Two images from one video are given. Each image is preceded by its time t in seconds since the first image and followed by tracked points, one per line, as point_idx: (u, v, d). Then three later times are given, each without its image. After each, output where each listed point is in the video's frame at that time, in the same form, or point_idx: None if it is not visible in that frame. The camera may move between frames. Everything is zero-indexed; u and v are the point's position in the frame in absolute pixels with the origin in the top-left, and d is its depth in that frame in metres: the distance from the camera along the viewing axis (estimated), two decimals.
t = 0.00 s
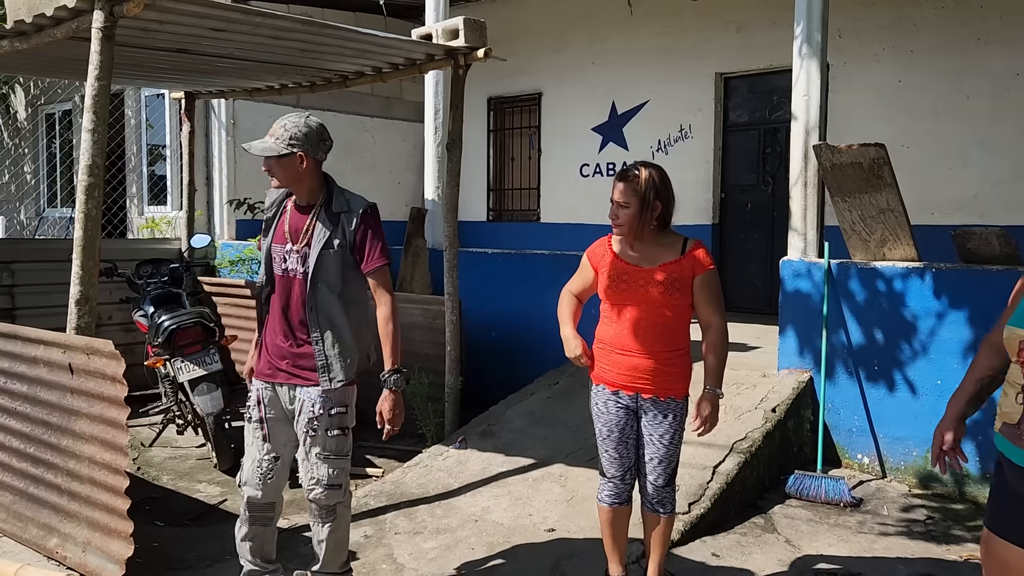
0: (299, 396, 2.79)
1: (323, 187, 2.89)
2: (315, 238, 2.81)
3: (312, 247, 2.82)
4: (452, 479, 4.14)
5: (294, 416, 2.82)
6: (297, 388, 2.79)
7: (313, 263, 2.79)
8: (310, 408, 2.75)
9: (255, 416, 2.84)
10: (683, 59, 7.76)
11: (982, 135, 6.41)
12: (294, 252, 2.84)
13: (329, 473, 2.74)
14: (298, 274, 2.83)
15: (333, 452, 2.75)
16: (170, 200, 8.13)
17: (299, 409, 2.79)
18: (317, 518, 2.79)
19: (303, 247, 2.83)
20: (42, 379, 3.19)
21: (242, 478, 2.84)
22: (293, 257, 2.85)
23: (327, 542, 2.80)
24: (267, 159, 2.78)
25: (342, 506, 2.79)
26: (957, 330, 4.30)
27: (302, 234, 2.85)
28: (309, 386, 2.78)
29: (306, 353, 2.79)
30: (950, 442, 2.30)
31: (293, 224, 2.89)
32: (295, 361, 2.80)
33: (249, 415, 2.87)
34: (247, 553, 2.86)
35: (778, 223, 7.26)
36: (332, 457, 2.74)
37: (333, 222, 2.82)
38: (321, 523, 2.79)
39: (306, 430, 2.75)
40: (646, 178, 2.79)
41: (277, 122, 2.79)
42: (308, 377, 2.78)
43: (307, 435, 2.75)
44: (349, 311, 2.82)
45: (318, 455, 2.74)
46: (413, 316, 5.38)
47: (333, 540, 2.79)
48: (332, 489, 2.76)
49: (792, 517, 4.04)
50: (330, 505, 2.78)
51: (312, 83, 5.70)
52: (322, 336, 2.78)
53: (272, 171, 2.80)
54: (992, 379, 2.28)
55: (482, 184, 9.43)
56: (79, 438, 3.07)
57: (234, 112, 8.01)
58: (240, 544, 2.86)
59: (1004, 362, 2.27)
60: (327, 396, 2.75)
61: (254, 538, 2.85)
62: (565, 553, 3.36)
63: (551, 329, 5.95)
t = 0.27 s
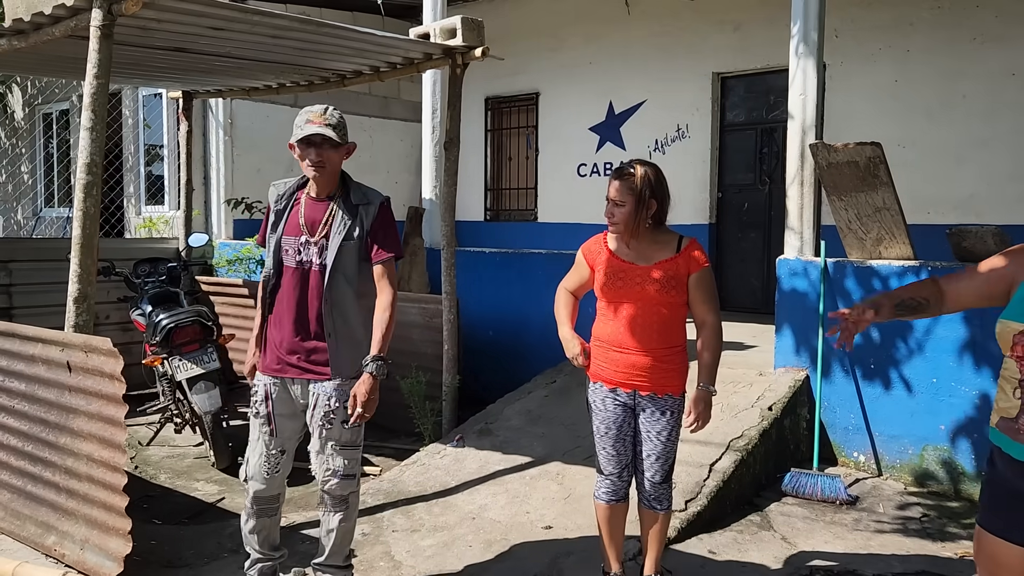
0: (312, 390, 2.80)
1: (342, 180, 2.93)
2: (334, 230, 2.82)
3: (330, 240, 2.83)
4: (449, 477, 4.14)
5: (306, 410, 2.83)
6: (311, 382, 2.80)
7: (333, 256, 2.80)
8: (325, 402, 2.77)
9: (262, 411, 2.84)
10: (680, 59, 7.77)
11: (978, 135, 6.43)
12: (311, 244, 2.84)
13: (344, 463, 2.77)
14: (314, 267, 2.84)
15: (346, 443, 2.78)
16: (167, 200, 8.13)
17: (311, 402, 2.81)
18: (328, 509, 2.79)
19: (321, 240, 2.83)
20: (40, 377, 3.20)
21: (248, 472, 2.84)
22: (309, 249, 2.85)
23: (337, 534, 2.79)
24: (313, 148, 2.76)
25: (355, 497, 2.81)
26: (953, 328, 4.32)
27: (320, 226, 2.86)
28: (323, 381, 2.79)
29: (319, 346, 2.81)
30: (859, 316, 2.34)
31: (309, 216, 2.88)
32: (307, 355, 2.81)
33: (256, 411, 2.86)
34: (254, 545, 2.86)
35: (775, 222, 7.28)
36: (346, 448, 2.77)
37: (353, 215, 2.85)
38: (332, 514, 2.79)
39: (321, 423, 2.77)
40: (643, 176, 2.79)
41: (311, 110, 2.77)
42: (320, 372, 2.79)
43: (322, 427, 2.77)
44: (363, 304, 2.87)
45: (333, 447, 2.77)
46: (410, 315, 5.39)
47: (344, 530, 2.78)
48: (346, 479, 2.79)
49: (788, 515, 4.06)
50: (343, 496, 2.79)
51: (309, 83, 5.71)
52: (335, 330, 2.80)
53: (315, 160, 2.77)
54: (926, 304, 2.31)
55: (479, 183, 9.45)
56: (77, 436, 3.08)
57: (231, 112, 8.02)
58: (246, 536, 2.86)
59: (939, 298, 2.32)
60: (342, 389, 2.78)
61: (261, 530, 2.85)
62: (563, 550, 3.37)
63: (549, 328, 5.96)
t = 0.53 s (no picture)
0: (313, 389, 2.82)
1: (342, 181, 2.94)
2: (338, 228, 2.84)
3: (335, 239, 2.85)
4: (445, 475, 4.16)
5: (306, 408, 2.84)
6: (312, 381, 2.82)
7: (338, 255, 2.82)
8: (327, 400, 2.80)
9: (260, 410, 2.83)
10: (676, 58, 7.79)
11: (972, 134, 6.46)
12: (315, 243, 2.84)
13: (345, 460, 2.80)
14: (318, 266, 2.84)
15: (347, 440, 2.81)
16: (162, 199, 8.13)
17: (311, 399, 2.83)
18: (328, 505, 2.81)
19: (325, 238, 2.84)
20: (36, 375, 3.20)
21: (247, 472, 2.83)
22: (313, 247, 2.85)
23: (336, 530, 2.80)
24: (335, 147, 2.77)
25: (354, 494, 2.84)
26: (946, 326, 4.34)
27: (323, 224, 2.86)
28: (324, 379, 2.82)
29: (322, 346, 2.84)
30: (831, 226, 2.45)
31: (313, 215, 2.86)
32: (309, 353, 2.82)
33: (253, 411, 2.85)
34: (256, 541, 2.85)
35: (770, 221, 7.31)
36: (346, 445, 2.80)
37: (359, 214, 2.87)
38: (331, 510, 2.80)
39: (322, 420, 2.79)
40: (638, 174, 2.81)
41: (326, 112, 2.81)
42: (321, 370, 2.82)
43: (324, 424, 2.80)
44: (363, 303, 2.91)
45: (335, 443, 2.79)
46: (405, 314, 5.40)
47: (345, 526, 2.80)
48: (347, 476, 2.81)
49: (782, 512, 4.08)
50: (343, 493, 2.82)
51: (305, 82, 5.72)
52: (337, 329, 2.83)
53: (334, 159, 2.78)
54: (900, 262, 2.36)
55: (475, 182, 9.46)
56: (72, 434, 3.08)
57: (227, 111, 8.02)
58: (248, 533, 2.85)
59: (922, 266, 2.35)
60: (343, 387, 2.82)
61: (263, 528, 2.85)
62: (558, 547, 3.38)
63: (544, 327, 5.98)
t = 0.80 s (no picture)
0: (301, 390, 2.83)
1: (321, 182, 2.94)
2: (318, 225, 2.84)
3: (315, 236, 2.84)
4: (439, 474, 4.16)
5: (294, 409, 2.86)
6: (299, 382, 2.82)
7: (318, 251, 2.82)
8: (313, 399, 2.81)
9: (247, 415, 2.82)
10: (670, 58, 7.81)
11: (963, 134, 6.49)
12: (295, 240, 2.84)
13: (335, 457, 2.82)
14: (299, 264, 2.83)
15: (335, 437, 2.82)
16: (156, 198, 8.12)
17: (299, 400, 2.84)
18: (320, 501, 2.84)
19: (306, 236, 2.84)
20: (29, 374, 3.20)
21: (238, 476, 2.85)
22: (293, 245, 2.84)
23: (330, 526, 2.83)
24: (315, 145, 2.79)
25: (346, 489, 2.86)
26: (937, 325, 4.36)
27: (303, 222, 2.86)
28: (311, 379, 2.81)
29: (306, 345, 2.82)
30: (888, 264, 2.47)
31: (292, 213, 2.87)
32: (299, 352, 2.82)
33: (240, 415, 2.84)
34: (248, 547, 2.87)
35: (763, 221, 7.33)
36: (336, 442, 2.82)
37: (338, 212, 2.87)
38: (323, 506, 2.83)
39: (311, 420, 2.81)
40: (633, 171, 2.82)
41: (307, 112, 2.84)
42: (309, 369, 2.82)
43: (312, 423, 2.81)
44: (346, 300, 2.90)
45: (324, 441, 2.82)
46: (400, 313, 5.40)
47: (338, 520, 2.83)
48: (337, 472, 2.83)
49: (774, 510, 4.10)
50: (334, 489, 2.83)
51: (299, 81, 5.71)
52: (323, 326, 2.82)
53: (314, 157, 2.80)
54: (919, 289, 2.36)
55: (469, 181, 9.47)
56: (66, 433, 3.08)
57: (220, 110, 8.01)
58: (240, 540, 2.87)
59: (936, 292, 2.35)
60: (329, 385, 2.82)
61: (255, 532, 2.86)
62: (551, 545, 3.39)
63: (538, 326, 5.99)
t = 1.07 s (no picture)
0: (279, 390, 2.81)
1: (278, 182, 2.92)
2: (285, 223, 2.83)
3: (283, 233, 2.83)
4: (431, 472, 4.16)
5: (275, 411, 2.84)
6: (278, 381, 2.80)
7: (288, 249, 2.81)
8: (295, 398, 2.81)
9: (231, 418, 2.80)
10: (662, 57, 7.83)
11: (954, 134, 6.52)
12: (265, 240, 2.81)
13: (319, 457, 2.83)
14: (271, 262, 2.82)
15: (318, 437, 2.84)
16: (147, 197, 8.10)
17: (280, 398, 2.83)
18: (303, 503, 2.84)
19: (273, 234, 2.82)
20: (19, 374, 3.19)
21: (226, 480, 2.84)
22: (262, 245, 2.81)
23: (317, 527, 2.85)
24: (269, 143, 2.76)
25: (329, 489, 2.87)
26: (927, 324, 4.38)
27: (269, 221, 2.84)
28: (291, 377, 2.81)
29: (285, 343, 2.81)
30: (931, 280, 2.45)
31: (257, 213, 2.84)
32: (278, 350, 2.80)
33: (223, 419, 2.82)
34: (238, 549, 2.91)
35: (755, 220, 7.35)
36: (318, 441, 2.84)
37: (302, 207, 2.89)
38: (307, 507, 2.84)
39: (294, 418, 2.81)
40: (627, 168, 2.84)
41: (260, 111, 2.81)
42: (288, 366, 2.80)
43: (294, 423, 2.81)
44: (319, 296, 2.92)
45: (306, 441, 2.82)
46: (391, 312, 5.40)
47: (323, 526, 2.86)
48: (320, 472, 2.84)
49: (765, 508, 4.11)
50: (316, 489, 2.85)
51: (290, 79, 5.70)
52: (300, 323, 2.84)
53: (269, 156, 2.78)
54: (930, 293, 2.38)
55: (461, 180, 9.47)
56: (56, 432, 3.07)
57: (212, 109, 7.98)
58: (229, 542, 2.90)
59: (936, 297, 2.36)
60: (310, 382, 2.83)
61: (244, 536, 2.90)
62: (543, 544, 3.40)
63: (530, 325, 5.99)
